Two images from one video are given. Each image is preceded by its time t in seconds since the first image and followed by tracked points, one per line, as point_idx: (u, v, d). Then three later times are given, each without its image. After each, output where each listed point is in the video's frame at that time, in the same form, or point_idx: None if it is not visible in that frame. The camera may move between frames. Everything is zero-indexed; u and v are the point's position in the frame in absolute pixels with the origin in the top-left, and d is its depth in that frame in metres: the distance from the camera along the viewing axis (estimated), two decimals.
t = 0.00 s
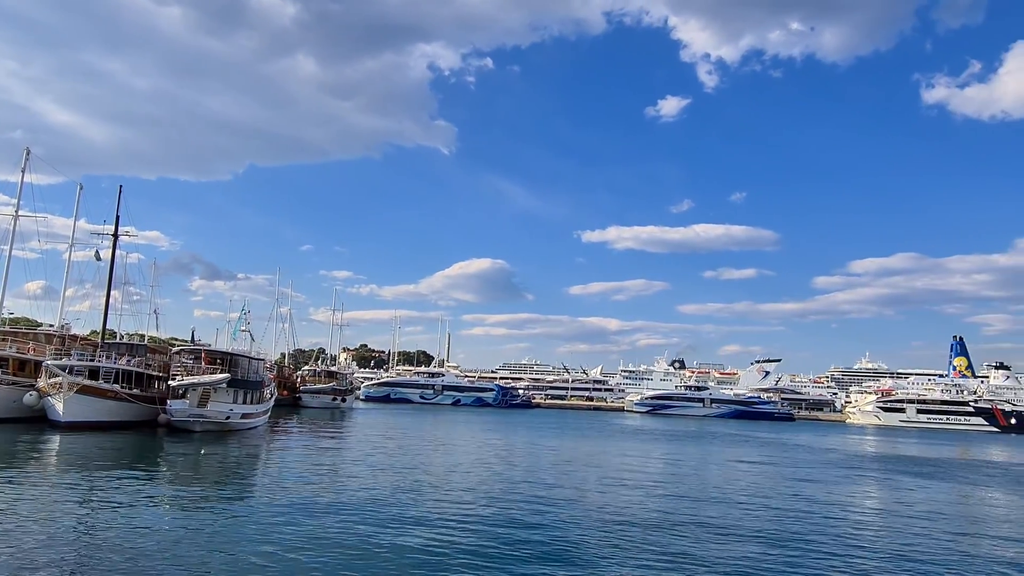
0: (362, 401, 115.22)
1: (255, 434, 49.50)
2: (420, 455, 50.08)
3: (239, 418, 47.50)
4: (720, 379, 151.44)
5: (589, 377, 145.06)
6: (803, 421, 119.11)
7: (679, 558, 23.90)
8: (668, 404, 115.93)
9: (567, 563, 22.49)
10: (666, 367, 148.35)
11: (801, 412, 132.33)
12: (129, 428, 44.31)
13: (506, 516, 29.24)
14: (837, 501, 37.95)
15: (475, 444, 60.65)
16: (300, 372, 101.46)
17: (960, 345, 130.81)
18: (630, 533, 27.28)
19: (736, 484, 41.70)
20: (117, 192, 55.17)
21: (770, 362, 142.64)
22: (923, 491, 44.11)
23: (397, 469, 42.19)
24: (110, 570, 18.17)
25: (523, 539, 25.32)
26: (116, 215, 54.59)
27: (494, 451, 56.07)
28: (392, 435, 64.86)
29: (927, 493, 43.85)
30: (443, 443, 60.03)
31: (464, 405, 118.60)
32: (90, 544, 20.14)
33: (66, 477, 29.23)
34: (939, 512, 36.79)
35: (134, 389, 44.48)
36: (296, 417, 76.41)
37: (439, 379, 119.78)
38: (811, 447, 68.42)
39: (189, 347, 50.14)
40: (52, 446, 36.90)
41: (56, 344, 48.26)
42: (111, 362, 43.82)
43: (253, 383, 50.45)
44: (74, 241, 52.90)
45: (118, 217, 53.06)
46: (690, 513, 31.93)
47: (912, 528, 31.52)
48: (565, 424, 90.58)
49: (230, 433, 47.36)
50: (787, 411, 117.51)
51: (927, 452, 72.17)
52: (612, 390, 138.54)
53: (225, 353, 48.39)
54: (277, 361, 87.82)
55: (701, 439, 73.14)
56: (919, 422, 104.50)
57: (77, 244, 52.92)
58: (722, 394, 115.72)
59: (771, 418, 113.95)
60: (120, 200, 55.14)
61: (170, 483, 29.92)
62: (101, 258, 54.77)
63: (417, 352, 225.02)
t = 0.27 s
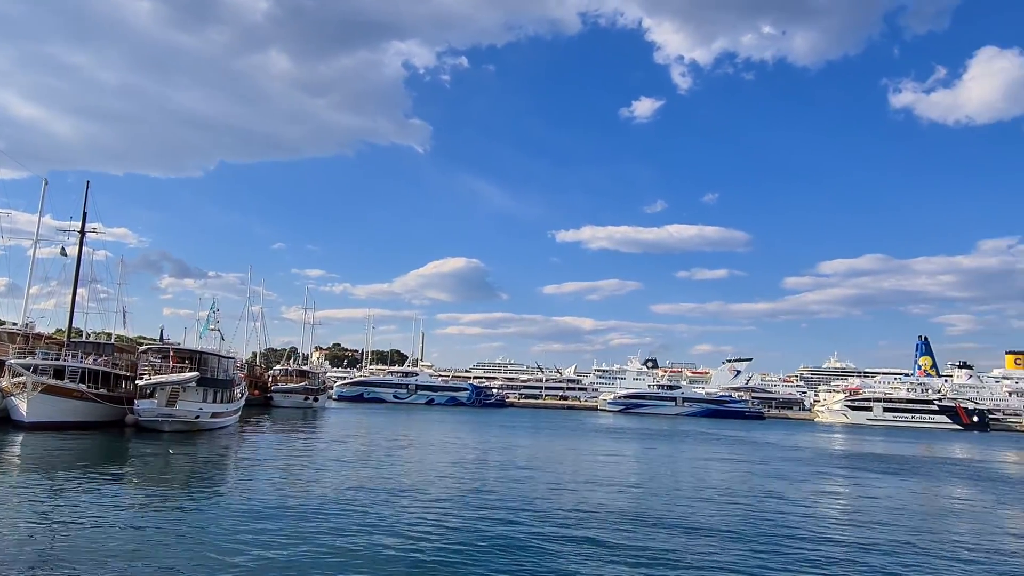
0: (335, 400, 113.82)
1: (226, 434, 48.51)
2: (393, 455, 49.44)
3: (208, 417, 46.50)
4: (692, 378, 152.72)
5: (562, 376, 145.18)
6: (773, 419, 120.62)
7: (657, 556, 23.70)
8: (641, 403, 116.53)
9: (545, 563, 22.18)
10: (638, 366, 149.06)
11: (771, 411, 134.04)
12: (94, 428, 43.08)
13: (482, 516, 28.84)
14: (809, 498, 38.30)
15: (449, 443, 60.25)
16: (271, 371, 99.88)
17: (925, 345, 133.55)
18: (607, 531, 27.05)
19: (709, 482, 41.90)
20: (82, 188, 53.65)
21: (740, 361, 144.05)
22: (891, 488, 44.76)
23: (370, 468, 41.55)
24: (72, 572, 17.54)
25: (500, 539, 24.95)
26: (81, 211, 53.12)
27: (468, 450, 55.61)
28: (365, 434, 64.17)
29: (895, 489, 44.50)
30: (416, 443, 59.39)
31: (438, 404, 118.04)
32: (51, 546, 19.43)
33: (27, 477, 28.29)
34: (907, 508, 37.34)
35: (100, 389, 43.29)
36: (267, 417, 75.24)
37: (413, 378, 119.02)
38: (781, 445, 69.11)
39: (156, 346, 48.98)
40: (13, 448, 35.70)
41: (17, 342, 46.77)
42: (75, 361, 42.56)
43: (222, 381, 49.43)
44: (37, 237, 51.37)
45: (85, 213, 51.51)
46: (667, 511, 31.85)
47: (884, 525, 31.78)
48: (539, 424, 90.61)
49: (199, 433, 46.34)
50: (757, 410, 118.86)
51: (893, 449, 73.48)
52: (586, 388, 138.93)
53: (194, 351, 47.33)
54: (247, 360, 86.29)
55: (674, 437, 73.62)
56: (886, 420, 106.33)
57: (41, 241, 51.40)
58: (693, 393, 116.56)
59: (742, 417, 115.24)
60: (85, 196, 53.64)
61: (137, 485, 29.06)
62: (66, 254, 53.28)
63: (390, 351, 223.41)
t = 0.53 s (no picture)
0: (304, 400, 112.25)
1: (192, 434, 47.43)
2: (362, 455, 48.80)
3: (174, 416, 45.38)
4: (661, 378, 153.97)
5: (533, 375, 145.27)
6: (740, 418, 122.13)
7: (630, 554, 23.58)
8: (611, 402, 117.09)
9: (518, 562, 21.91)
10: (608, 365, 149.79)
11: (738, 410, 135.83)
12: (55, 429, 41.75)
13: (453, 516, 28.48)
14: (777, 495, 38.76)
15: (420, 443, 59.75)
16: (239, 371, 98.05)
17: (887, 345, 136.48)
18: (580, 530, 26.91)
19: (680, 480, 42.14)
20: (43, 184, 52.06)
21: (709, 360, 145.57)
22: (855, 485, 45.51)
23: (339, 469, 40.90)
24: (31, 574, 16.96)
25: (472, 539, 24.62)
26: (42, 207, 51.55)
27: (439, 450, 55.17)
28: (334, 434, 63.33)
29: (859, 486, 45.26)
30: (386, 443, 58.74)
31: (408, 403, 117.16)
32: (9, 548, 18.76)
33: None
34: (871, 505, 37.96)
35: (61, 389, 41.98)
36: (234, 417, 73.87)
37: (383, 377, 118.01)
38: (749, 444, 69.86)
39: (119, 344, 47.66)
40: None
41: None
42: (36, 360, 41.23)
43: (188, 380, 48.30)
44: None
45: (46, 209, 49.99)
46: (639, 509, 31.83)
47: (851, 521, 32.18)
48: (510, 423, 90.48)
49: (164, 434, 45.22)
50: (725, 409, 120.29)
51: (856, 447, 74.87)
52: (556, 388, 139.21)
53: (159, 349, 46.17)
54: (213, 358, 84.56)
55: (643, 436, 74.03)
56: (849, 419, 108.32)
57: None
58: (663, 392, 117.46)
59: (710, 416, 116.62)
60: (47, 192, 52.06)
61: (98, 486, 28.15)
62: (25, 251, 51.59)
63: (359, 350, 221.32)
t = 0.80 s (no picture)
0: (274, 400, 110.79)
1: (158, 435, 46.43)
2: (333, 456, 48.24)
3: (140, 416, 44.45)
4: (633, 377, 155.06)
5: (506, 375, 145.15)
6: (710, 417, 123.52)
7: (605, 552, 23.60)
8: (583, 402, 117.55)
9: (492, 562, 21.78)
10: (581, 365, 150.33)
11: (708, 410, 137.39)
12: (15, 431, 40.58)
13: (426, 516, 28.24)
14: (746, 492, 39.29)
15: (391, 444, 59.35)
16: (206, 370, 96.33)
17: (853, 345, 139.14)
18: (554, 529, 26.87)
19: (652, 479, 42.45)
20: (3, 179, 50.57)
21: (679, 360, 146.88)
22: (822, 482, 46.30)
23: (310, 470, 40.36)
24: None
25: (446, 539, 24.43)
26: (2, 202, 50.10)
27: (410, 450, 54.76)
28: (305, 435, 62.59)
29: (825, 483, 46.07)
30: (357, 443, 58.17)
31: (380, 404, 116.27)
32: None
33: None
34: (837, 501, 38.66)
35: (22, 389, 40.80)
36: (202, 418, 72.58)
37: (354, 377, 116.98)
38: (718, 443, 70.59)
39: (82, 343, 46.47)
40: None
41: None
42: None
43: (154, 379, 47.31)
44: None
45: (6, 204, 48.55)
46: (613, 508, 31.93)
47: (821, 517, 32.64)
48: (482, 423, 90.35)
49: (129, 435, 44.25)
50: (695, 408, 121.56)
51: (823, 445, 76.22)
52: (529, 388, 139.38)
53: (124, 348, 45.13)
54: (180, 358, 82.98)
55: (615, 436, 74.42)
56: (816, 417, 110.22)
57: None
58: (634, 391, 118.23)
59: (680, 415, 117.78)
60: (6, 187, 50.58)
61: (60, 489, 27.36)
62: None
63: (331, 350, 219.08)
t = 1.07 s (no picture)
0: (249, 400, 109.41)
1: (131, 435, 45.51)
2: (310, 455, 47.66)
3: (112, 414, 43.60)
4: (610, 376, 155.69)
5: (484, 374, 144.84)
6: (686, 416, 124.42)
7: (586, 550, 23.49)
8: (560, 401, 117.70)
9: (473, 561, 21.55)
10: (559, 364, 150.55)
11: (685, 408, 138.37)
12: None
13: (405, 516, 27.96)
14: (722, 489, 39.61)
15: (368, 443, 58.88)
16: (180, 370, 94.83)
17: (827, 344, 141.04)
18: (535, 527, 26.70)
19: (629, 477, 42.62)
20: None
21: (656, 359, 147.76)
22: (796, 479, 46.83)
23: (286, 469, 39.85)
24: None
25: (425, 538, 24.20)
26: None
27: (388, 450, 54.37)
28: (280, 434, 61.86)
29: (800, 480, 46.60)
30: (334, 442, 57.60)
31: (357, 403, 115.37)
32: None
33: None
34: (811, 497, 39.11)
35: None
36: (175, 417, 71.41)
37: (331, 376, 115.96)
38: (694, 441, 71.09)
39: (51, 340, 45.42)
40: None
41: None
42: None
43: (126, 377, 46.43)
44: None
45: None
46: (593, 506, 31.92)
47: (798, 514, 32.94)
48: (460, 422, 90.07)
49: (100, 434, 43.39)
50: (672, 407, 122.38)
51: (797, 443, 77.10)
52: (506, 387, 139.29)
53: (95, 345, 44.19)
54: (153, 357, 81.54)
55: (593, 435, 74.56)
56: (790, 416, 111.50)
57: None
58: (612, 390, 118.71)
59: (657, 414, 118.52)
60: None
61: (28, 490, 26.63)
62: None
63: (308, 349, 216.98)
